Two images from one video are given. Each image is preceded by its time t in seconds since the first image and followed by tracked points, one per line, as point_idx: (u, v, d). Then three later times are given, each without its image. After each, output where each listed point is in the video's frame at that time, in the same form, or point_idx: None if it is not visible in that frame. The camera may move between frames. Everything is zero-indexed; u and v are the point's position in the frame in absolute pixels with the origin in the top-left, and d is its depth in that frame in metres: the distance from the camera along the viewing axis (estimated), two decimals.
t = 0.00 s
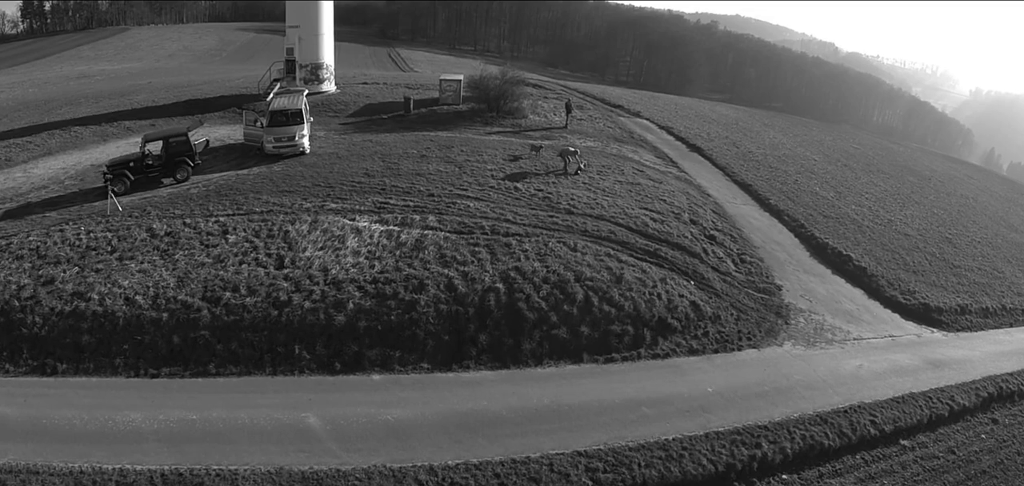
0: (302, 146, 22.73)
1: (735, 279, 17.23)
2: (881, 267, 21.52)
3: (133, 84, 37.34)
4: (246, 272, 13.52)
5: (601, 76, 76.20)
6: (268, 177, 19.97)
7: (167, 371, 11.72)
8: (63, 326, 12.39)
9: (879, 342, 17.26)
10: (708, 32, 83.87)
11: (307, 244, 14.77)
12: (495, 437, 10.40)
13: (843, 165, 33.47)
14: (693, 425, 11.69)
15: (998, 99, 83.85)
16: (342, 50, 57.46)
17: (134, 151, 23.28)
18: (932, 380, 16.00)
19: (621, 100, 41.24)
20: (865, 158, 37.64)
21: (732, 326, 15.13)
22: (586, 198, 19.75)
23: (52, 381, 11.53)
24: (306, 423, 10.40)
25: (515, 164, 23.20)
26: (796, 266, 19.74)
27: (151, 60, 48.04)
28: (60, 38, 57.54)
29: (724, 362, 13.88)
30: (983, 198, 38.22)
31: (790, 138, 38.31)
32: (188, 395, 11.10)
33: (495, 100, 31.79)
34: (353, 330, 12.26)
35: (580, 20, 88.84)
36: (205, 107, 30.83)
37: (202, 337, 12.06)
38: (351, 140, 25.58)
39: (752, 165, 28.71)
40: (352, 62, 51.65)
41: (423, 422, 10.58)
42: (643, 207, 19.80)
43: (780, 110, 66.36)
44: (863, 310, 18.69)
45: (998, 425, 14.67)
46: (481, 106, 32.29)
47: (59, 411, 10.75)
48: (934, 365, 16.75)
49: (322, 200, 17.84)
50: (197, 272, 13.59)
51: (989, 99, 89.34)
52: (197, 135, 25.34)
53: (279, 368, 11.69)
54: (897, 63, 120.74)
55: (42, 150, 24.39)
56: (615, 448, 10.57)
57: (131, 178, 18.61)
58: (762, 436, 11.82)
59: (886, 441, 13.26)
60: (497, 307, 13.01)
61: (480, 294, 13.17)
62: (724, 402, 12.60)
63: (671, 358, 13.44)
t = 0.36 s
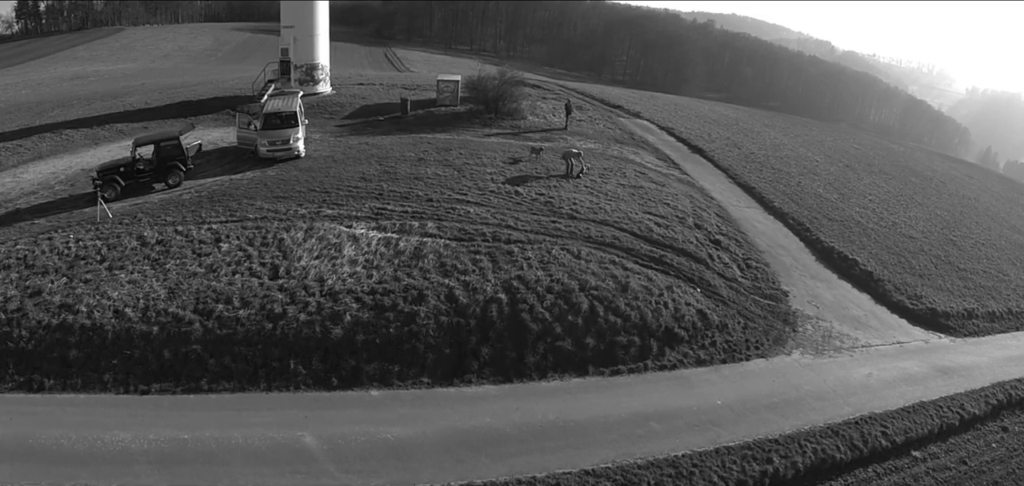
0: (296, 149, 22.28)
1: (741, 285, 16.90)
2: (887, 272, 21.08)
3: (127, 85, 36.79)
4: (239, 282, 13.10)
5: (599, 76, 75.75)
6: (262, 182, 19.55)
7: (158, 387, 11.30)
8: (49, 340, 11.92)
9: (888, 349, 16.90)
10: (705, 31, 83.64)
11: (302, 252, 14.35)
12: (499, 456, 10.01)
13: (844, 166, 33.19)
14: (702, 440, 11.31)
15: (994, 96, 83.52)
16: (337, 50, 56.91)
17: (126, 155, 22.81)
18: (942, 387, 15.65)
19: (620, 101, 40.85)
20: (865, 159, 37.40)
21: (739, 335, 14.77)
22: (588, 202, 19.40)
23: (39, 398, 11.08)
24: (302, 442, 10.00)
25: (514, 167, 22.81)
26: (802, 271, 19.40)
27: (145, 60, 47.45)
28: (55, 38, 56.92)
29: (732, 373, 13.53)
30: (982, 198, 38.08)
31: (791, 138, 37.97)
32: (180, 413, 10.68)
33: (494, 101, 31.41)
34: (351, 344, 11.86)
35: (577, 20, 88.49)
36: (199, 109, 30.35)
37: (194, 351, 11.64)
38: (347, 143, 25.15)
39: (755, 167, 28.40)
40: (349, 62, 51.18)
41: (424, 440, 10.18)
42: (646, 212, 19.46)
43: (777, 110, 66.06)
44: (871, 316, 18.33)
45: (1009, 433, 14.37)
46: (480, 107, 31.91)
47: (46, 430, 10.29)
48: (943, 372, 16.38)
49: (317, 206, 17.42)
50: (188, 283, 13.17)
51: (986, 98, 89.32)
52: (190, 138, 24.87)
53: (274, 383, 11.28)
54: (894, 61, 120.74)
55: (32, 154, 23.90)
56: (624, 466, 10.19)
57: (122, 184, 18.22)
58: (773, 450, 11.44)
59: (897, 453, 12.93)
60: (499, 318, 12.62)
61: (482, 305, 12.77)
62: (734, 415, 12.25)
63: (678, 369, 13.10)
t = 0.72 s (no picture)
0: (290, 152, 21.81)
1: (746, 291, 16.55)
2: (892, 274, 20.52)
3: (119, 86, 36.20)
4: (231, 294, 12.67)
5: (592, 74, 74.70)
6: (255, 186, 19.11)
7: (148, 404, 10.89)
8: (34, 354, 11.44)
9: (895, 354, 16.53)
10: (700, 29, 83.04)
11: (296, 261, 13.93)
12: (504, 475, 9.63)
13: (844, 164, 32.85)
14: (712, 455, 10.95)
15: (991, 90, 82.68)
16: (332, 49, 56.32)
17: (117, 159, 22.33)
18: (951, 393, 15.31)
19: (618, 99, 40.46)
20: (865, 156, 37.08)
21: (747, 343, 14.43)
22: (589, 206, 19.05)
23: (24, 417, 10.62)
24: (298, 463, 9.60)
25: (513, 170, 22.40)
26: (807, 274, 19.03)
27: (139, 60, 46.77)
28: (49, 38, 56.13)
29: (740, 383, 13.20)
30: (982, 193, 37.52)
31: (791, 137, 37.64)
32: (171, 431, 10.27)
33: (491, 101, 31.04)
34: (348, 358, 11.46)
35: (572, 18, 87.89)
36: (191, 110, 29.85)
37: (185, 367, 11.23)
38: (342, 145, 24.69)
39: (756, 167, 28.09)
40: (344, 61, 50.66)
41: (425, 459, 9.80)
42: (649, 215, 19.12)
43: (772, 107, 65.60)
44: (877, 320, 17.92)
45: (1021, 441, 14.04)
46: (477, 107, 31.49)
47: (31, 451, 9.83)
48: (951, 378, 16.02)
49: (312, 211, 16.99)
50: (178, 294, 12.74)
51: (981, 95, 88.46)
52: (182, 141, 24.36)
53: (268, 400, 10.88)
54: (889, 58, 120.60)
55: (21, 157, 23.37)
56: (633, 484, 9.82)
57: (111, 189, 17.75)
58: (784, 464, 11.08)
59: (909, 464, 12.60)
60: (502, 330, 12.23)
61: (483, 316, 12.38)
62: (744, 427, 11.90)
63: (686, 380, 12.77)
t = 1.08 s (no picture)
0: (282, 153, 21.30)
1: (751, 294, 16.20)
2: (894, 274, 19.94)
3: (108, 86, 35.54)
4: (222, 305, 12.24)
5: (583, 69, 73.63)
6: (247, 190, 18.62)
7: (136, 422, 10.48)
8: (17, 370, 10.94)
9: (902, 358, 16.17)
10: (692, 23, 83.08)
11: (288, 269, 13.49)
12: None
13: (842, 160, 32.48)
14: (722, 468, 10.61)
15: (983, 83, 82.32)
16: (324, 46, 55.62)
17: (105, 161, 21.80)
18: (959, 397, 15.00)
19: (615, 97, 40.05)
20: (862, 152, 36.73)
21: (754, 349, 14.10)
22: (590, 207, 18.66)
23: (6, 437, 10.15)
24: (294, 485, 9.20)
25: (510, 170, 21.97)
26: (811, 276, 18.64)
27: (129, 59, 45.99)
28: (39, 37, 55.07)
29: (748, 393, 12.88)
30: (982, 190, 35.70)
31: (788, 134, 37.31)
32: (160, 452, 9.85)
33: (487, 99, 30.63)
34: (344, 372, 11.04)
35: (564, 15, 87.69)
36: (181, 110, 29.30)
37: (174, 383, 10.81)
38: (335, 145, 24.19)
39: (756, 165, 27.83)
40: (337, 59, 50.08)
41: (426, 479, 9.42)
42: (650, 216, 18.75)
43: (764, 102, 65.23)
44: (883, 323, 17.47)
45: None
46: (472, 105, 31.05)
47: (12, 474, 9.37)
48: (958, 381, 15.69)
49: (305, 216, 16.52)
50: (167, 306, 12.28)
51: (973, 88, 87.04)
52: (172, 142, 23.83)
53: (261, 417, 10.48)
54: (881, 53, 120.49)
55: (7, 160, 22.79)
56: None
57: (97, 194, 17.24)
58: (795, 477, 10.74)
59: (920, 473, 12.32)
60: (503, 341, 11.85)
61: (484, 326, 11.99)
62: (753, 439, 11.57)
63: (693, 390, 12.45)
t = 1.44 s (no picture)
0: (271, 155, 20.78)
1: (753, 296, 15.85)
2: (894, 272, 19.32)
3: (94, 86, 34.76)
4: (209, 317, 11.78)
5: (572, 65, 72.81)
6: (235, 193, 18.10)
7: (122, 443, 10.04)
8: None
9: (906, 360, 15.82)
10: (683, 19, 83.14)
11: (278, 278, 13.02)
12: None
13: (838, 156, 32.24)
14: (731, 481, 10.29)
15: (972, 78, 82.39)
16: (314, 43, 54.87)
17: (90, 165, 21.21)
18: (964, 399, 14.79)
19: (609, 93, 39.65)
20: (857, 146, 36.55)
21: (759, 354, 13.79)
22: (588, 208, 18.27)
23: None
24: None
25: (505, 170, 21.53)
26: (812, 276, 18.12)
27: (117, 58, 45.08)
28: (26, 37, 53.73)
29: (754, 400, 12.59)
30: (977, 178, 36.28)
31: (783, 129, 37.03)
32: (146, 474, 9.42)
33: (481, 96, 30.17)
34: (337, 387, 10.62)
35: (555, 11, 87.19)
36: (168, 111, 28.69)
37: (161, 401, 10.37)
38: (326, 145, 23.66)
39: (753, 161, 27.58)
40: (327, 56, 49.42)
41: None
42: (650, 216, 18.39)
43: (755, 96, 65.03)
44: (886, 325, 16.92)
45: None
46: (466, 102, 30.57)
47: None
48: (963, 383, 15.46)
49: (295, 220, 16.02)
50: (152, 320, 11.81)
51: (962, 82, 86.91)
52: (158, 144, 23.25)
53: (252, 436, 10.08)
54: (870, 47, 120.66)
55: None
56: None
57: (81, 200, 16.70)
58: None
59: (930, 480, 12.08)
60: (503, 351, 11.45)
61: (483, 336, 11.58)
62: (761, 449, 11.25)
63: (698, 398, 12.17)
